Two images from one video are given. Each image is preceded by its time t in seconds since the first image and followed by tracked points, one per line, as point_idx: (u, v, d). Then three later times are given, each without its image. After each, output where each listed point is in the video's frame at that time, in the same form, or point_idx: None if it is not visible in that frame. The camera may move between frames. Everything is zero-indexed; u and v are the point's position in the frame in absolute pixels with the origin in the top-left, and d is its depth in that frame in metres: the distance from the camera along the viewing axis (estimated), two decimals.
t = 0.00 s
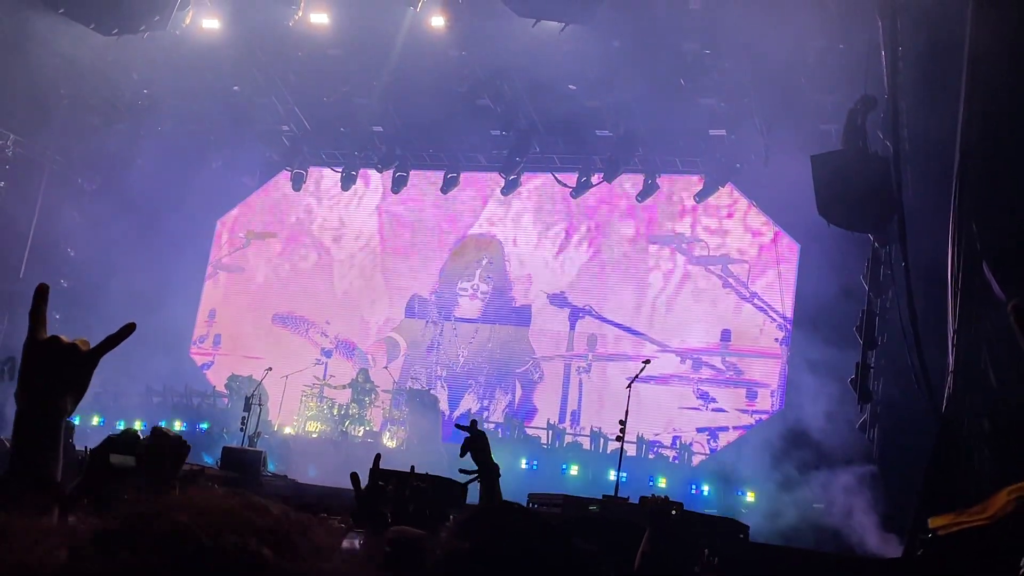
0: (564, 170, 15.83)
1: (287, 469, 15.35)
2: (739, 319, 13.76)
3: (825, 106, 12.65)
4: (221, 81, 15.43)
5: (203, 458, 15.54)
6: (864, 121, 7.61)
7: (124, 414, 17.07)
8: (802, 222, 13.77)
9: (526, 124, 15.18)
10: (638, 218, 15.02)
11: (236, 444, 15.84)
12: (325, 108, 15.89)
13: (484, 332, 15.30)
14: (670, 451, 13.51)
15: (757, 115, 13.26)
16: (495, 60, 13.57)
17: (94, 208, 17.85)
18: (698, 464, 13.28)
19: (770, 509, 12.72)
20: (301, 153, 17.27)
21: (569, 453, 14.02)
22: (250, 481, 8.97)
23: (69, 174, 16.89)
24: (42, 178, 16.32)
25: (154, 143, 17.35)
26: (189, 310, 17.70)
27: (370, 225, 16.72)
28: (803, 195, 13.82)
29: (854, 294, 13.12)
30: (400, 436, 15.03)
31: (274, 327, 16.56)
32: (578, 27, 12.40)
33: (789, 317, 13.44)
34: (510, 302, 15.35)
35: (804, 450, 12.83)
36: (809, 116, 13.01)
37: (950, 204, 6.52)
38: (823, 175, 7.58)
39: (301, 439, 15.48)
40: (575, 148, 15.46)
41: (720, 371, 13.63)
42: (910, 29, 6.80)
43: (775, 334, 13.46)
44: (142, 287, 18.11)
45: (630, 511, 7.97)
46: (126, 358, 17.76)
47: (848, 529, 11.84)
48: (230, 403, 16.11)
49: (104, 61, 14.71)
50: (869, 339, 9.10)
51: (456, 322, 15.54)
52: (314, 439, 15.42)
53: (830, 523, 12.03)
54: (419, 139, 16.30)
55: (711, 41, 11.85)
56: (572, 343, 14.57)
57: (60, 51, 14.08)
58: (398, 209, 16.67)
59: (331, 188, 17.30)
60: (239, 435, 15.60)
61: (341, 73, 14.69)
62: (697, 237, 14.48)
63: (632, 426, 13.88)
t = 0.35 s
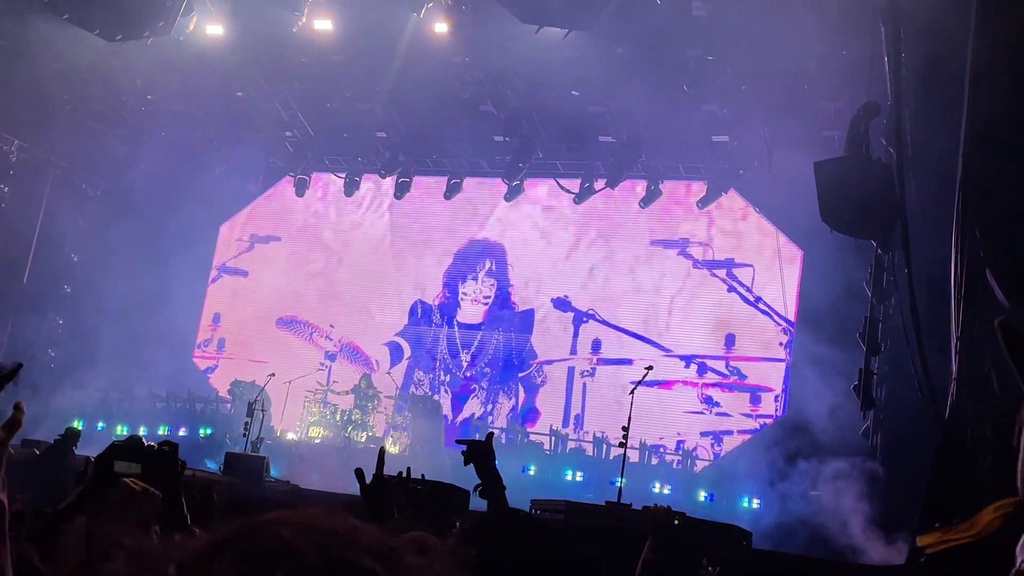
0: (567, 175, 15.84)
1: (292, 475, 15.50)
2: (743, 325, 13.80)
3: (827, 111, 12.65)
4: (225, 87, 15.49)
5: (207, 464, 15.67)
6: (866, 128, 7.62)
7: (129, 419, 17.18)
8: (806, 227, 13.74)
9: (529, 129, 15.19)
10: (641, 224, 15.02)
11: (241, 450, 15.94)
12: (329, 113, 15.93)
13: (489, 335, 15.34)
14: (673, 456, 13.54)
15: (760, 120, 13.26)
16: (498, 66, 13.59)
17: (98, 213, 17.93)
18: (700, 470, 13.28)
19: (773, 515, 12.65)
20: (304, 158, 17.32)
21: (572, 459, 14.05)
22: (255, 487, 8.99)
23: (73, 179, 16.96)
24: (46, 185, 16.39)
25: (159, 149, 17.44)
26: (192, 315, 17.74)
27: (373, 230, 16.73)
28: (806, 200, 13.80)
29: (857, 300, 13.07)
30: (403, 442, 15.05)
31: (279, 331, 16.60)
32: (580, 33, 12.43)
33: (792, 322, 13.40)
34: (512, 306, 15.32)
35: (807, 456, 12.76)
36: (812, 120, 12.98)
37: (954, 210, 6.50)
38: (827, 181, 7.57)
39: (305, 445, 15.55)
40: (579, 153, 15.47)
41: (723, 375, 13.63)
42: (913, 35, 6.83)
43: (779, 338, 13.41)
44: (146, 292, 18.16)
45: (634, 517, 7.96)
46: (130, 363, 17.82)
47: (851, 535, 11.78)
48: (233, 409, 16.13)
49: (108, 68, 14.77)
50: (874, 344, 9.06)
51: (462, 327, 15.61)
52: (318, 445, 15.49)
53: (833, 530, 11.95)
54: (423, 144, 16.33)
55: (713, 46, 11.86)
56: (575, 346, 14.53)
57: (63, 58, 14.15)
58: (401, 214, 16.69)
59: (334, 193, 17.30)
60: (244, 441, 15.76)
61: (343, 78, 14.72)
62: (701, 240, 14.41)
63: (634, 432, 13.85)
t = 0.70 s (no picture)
0: (568, 181, 15.86)
1: (293, 480, 15.26)
2: (745, 327, 13.74)
3: (828, 120, 12.71)
4: (227, 93, 15.53)
5: (208, 469, 15.50)
6: (869, 134, 7.64)
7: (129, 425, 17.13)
8: (808, 234, 13.78)
9: (531, 136, 15.21)
10: (643, 229, 15.01)
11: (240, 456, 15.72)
12: (331, 120, 15.97)
13: (488, 339, 15.34)
14: (674, 462, 13.42)
15: (763, 126, 13.30)
16: (501, 72, 13.61)
17: (101, 219, 17.94)
18: (701, 475, 13.19)
19: (775, 521, 12.61)
20: (307, 164, 17.36)
21: (574, 465, 13.97)
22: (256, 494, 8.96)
23: (77, 185, 16.98)
24: (49, 190, 16.40)
25: (161, 155, 17.47)
26: (195, 320, 17.77)
27: (375, 235, 16.76)
28: (808, 207, 13.85)
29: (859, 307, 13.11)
30: (405, 446, 14.91)
31: (281, 335, 16.62)
32: (583, 40, 12.46)
33: (794, 326, 13.41)
34: (515, 311, 15.38)
35: (810, 463, 12.77)
36: (816, 128, 13.01)
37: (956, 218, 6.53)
38: (829, 188, 7.59)
39: (306, 450, 15.45)
40: (581, 159, 15.50)
41: (725, 379, 13.59)
42: (915, 46, 6.90)
43: (781, 343, 13.44)
44: (149, 297, 18.17)
45: (635, 523, 7.93)
46: (132, 369, 17.81)
47: (854, 542, 11.78)
48: (235, 414, 16.11)
49: (110, 74, 14.77)
50: (875, 350, 9.07)
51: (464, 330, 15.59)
52: (319, 450, 15.41)
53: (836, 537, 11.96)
54: (425, 151, 16.39)
55: (715, 53, 11.91)
56: (578, 350, 14.57)
57: (68, 64, 14.24)
58: (402, 220, 16.71)
59: (337, 199, 17.37)
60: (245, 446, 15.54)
61: (347, 85, 14.78)
62: (704, 244, 14.42)
63: (636, 438, 13.74)
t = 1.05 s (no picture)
0: (569, 188, 15.90)
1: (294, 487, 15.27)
2: (747, 332, 13.79)
3: (830, 125, 12.71)
4: (229, 99, 15.56)
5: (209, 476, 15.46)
6: (870, 141, 7.64)
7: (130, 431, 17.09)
8: (809, 240, 13.76)
9: (532, 142, 15.22)
10: (644, 235, 15.02)
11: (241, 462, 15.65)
12: (333, 126, 16.00)
13: (489, 342, 15.40)
14: (676, 467, 13.50)
15: (763, 133, 13.30)
16: (502, 78, 13.62)
17: (103, 225, 17.97)
18: (705, 481, 13.24)
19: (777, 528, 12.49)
20: (308, 171, 17.39)
21: (575, 472, 13.89)
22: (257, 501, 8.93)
23: (79, 191, 17.00)
24: (50, 196, 16.39)
25: (162, 162, 17.51)
26: (197, 326, 17.79)
27: (376, 240, 16.77)
28: (809, 213, 13.84)
29: (860, 314, 13.07)
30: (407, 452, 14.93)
31: (284, 340, 16.64)
32: (584, 46, 12.45)
33: (796, 329, 13.46)
34: (516, 313, 15.35)
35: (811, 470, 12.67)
36: (817, 134, 13.00)
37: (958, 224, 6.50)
38: (830, 194, 7.58)
39: (307, 456, 15.36)
40: (582, 165, 15.51)
41: (727, 383, 13.66)
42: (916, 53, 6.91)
43: (783, 346, 13.49)
44: (151, 303, 18.20)
45: (637, 530, 7.87)
46: (134, 375, 17.82)
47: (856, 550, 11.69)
48: (235, 420, 16.12)
49: (112, 80, 14.78)
50: (876, 356, 9.05)
51: (466, 334, 15.61)
52: (319, 456, 15.29)
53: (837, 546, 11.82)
54: (426, 157, 16.42)
55: (717, 59, 11.90)
56: (580, 355, 14.60)
57: (70, 69, 14.19)
58: (403, 226, 16.73)
59: (338, 205, 17.43)
60: (247, 452, 15.54)
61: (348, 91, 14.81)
62: (705, 249, 14.48)
63: (639, 443, 13.84)
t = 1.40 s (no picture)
0: (570, 193, 15.90)
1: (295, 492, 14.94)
2: (748, 335, 13.80)
3: (829, 130, 12.74)
4: (229, 105, 15.57)
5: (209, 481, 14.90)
6: (870, 146, 7.64)
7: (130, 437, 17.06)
8: (809, 246, 13.77)
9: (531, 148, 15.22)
10: (644, 239, 15.02)
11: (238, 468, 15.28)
12: (333, 131, 16.03)
13: (491, 346, 15.51)
14: (676, 473, 13.40)
15: (763, 138, 13.32)
16: (503, 83, 13.63)
17: (104, 231, 17.97)
18: (706, 487, 13.15)
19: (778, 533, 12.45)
20: (308, 176, 17.38)
21: (575, 477, 13.79)
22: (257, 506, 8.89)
23: (80, 197, 17.01)
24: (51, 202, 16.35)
25: (162, 169, 17.54)
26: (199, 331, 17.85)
27: (376, 245, 16.79)
28: (808, 218, 13.85)
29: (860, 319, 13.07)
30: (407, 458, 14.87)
31: (284, 345, 16.68)
32: (585, 51, 12.46)
33: (796, 332, 13.46)
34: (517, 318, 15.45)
35: (812, 475, 12.65)
36: (817, 139, 13.02)
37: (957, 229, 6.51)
38: (830, 199, 7.60)
39: (307, 462, 15.32)
40: (582, 171, 15.52)
41: (728, 386, 13.63)
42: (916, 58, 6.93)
43: (784, 349, 13.50)
44: (154, 308, 18.28)
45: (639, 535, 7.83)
46: (136, 379, 17.89)
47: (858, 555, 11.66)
48: (235, 425, 16.07)
49: (113, 85, 14.78)
50: (876, 359, 9.09)
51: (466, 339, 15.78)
52: (320, 461, 15.26)
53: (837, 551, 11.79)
54: (427, 163, 16.44)
55: (717, 65, 11.90)
56: (580, 359, 14.66)
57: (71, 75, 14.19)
58: (403, 231, 16.75)
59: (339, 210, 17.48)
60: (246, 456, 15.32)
61: (348, 96, 14.84)
62: (706, 252, 14.46)
63: (639, 449, 13.87)
